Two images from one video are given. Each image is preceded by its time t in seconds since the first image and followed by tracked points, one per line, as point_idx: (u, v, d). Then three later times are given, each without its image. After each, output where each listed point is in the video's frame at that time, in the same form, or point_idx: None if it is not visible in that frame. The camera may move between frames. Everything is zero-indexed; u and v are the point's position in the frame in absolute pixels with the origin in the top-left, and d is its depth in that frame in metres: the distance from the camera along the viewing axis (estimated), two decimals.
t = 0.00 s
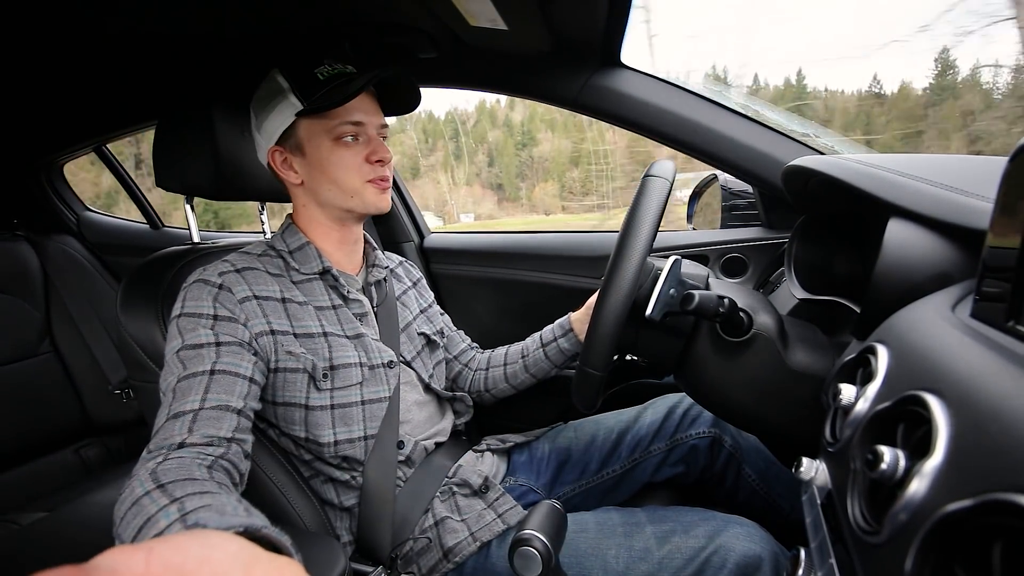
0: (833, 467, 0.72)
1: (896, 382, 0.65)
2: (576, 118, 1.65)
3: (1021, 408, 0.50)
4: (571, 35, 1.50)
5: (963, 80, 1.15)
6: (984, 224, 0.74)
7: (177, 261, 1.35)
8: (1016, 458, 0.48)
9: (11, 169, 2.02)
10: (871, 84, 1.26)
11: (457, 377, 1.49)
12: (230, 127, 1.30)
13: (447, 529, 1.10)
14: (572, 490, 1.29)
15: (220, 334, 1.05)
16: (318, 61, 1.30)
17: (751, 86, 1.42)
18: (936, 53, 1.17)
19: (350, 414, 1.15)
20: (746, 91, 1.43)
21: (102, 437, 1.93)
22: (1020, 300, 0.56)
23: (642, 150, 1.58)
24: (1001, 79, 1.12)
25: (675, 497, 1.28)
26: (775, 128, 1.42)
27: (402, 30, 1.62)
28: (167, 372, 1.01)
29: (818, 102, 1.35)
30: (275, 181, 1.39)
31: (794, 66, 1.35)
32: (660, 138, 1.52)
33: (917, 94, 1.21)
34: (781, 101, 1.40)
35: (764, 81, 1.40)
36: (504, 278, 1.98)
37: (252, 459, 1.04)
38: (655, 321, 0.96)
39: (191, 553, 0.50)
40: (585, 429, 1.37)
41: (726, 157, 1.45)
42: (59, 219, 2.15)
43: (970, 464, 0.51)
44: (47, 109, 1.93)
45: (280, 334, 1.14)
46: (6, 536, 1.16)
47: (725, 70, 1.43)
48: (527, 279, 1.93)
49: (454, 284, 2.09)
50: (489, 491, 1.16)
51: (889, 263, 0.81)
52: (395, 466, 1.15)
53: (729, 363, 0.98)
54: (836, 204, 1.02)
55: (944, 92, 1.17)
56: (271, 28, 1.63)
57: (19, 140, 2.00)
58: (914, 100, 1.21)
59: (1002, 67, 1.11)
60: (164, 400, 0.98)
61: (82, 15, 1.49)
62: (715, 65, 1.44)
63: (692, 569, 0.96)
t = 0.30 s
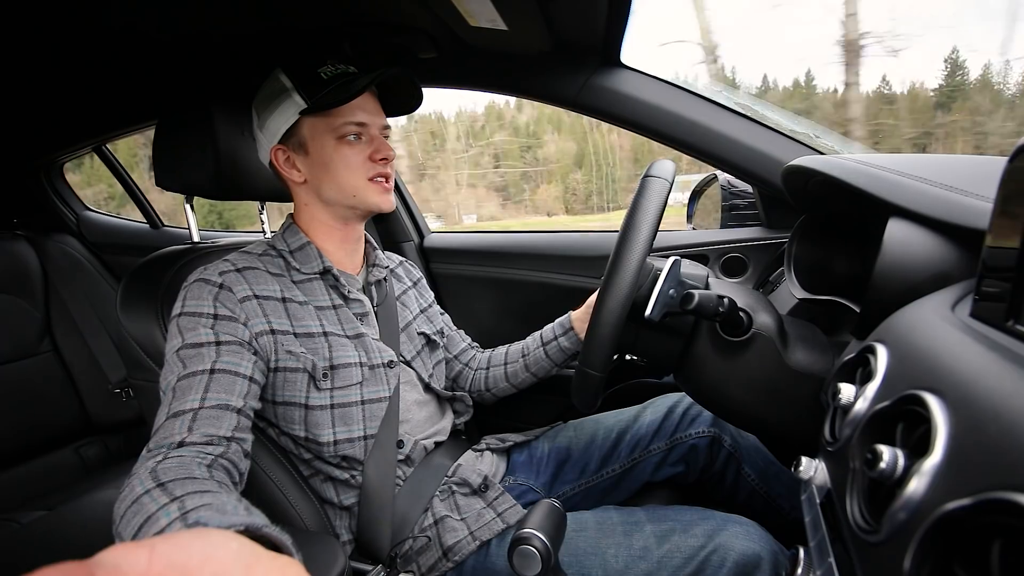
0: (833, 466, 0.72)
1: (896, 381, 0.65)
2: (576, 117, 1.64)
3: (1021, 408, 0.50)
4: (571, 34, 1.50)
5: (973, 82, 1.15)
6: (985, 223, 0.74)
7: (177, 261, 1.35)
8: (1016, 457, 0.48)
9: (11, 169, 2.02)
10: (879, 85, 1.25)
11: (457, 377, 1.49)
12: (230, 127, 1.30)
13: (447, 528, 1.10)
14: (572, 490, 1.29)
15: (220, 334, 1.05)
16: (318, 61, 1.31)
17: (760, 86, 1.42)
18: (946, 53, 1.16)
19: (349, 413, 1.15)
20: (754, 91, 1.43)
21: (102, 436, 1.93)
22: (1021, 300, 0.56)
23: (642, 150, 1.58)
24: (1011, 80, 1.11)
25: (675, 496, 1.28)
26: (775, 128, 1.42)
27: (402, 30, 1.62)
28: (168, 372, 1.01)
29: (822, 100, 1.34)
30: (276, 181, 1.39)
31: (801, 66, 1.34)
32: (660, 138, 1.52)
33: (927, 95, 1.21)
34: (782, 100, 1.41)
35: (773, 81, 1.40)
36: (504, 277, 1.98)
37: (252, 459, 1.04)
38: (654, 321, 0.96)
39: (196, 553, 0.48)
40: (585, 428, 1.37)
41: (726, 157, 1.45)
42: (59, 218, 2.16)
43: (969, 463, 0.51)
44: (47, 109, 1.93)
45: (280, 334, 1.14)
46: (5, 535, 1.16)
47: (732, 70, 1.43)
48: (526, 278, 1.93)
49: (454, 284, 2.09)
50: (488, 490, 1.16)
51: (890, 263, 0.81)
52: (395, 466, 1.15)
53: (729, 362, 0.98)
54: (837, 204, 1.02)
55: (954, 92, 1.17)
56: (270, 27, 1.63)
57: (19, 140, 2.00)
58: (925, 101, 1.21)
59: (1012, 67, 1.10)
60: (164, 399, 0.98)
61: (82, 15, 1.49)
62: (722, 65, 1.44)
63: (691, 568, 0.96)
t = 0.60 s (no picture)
0: (833, 467, 0.72)
1: (897, 382, 0.65)
2: (576, 117, 1.65)
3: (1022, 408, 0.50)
4: (571, 35, 1.50)
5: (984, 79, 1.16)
6: (985, 224, 0.74)
7: (177, 261, 1.35)
8: (1016, 458, 0.47)
9: (11, 169, 2.02)
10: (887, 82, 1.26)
11: (457, 377, 1.50)
12: (229, 128, 1.30)
13: (447, 529, 1.10)
14: (572, 490, 1.29)
15: (220, 334, 1.05)
16: (314, 60, 1.29)
17: (768, 86, 1.41)
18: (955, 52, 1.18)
19: (349, 414, 1.15)
20: (763, 91, 1.42)
21: (101, 437, 1.93)
22: (1021, 301, 0.56)
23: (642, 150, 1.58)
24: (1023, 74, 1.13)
25: (675, 497, 1.28)
26: (774, 127, 1.42)
27: (402, 31, 1.62)
28: (167, 372, 1.01)
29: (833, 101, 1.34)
30: (276, 182, 1.39)
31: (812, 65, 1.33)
32: (660, 138, 1.52)
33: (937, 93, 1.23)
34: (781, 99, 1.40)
35: (782, 81, 1.39)
36: (504, 277, 1.98)
37: (252, 459, 1.04)
38: (654, 321, 0.96)
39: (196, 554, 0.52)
40: (585, 429, 1.37)
41: (726, 158, 1.45)
42: (59, 219, 2.16)
43: (970, 464, 0.51)
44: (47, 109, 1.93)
45: (280, 334, 1.14)
46: (5, 535, 1.16)
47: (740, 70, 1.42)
48: (526, 279, 1.93)
49: (454, 284, 2.09)
50: (488, 490, 1.16)
51: (890, 264, 0.81)
52: (395, 467, 1.15)
53: (730, 363, 0.98)
54: (837, 204, 1.02)
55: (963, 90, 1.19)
56: (271, 28, 1.63)
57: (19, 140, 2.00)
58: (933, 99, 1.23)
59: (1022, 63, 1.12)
60: (164, 400, 0.98)
61: (82, 16, 1.49)
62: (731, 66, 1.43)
63: (691, 568, 0.96)
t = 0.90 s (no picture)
0: (833, 466, 0.72)
1: (897, 382, 0.65)
2: (576, 117, 1.65)
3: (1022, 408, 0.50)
4: (571, 35, 1.50)
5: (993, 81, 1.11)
6: (985, 224, 0.74)
7: (177, 261, 1.35)
8: (1017, 458, 0.47)
9: (11, 169, 2.02)
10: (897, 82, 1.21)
11: (457, 377, 1.50)
12: (229, 128, 1.30)
13: (447, 529, 1.10)
14: (572, 490, 1.29)
15: (221, 335, 1.05)
16: (318, 63, 1.30)
17: (777, 85, 1.39)
18: (964, 50, 1.12)
19: (350, 414, 1.15)
20: (771, 90, 1.40)
21: (101, 437, 1.93)
22: (1021, 301, 0.56)
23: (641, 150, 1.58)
24: None
25: (675, 496, 1.28)
26: (774, 127, 1.43)
27: (402, 30, 1.62)
28: (168, 372, 1.00)
29: (842, 101, 1.31)
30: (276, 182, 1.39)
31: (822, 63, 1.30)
32: (660, 138, 1.52)
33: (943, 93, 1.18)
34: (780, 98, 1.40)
35: (791, 81, 1.37)
36: (505, 277, 1.98)
37: (252, 459, 1.04)
38: (654, 321, 0.96)
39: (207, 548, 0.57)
40: (585, 429, 1.37)
41: (726, 158, 1.45)
42: (59, 219, 2.16)
43: (970, 463, 0.51)
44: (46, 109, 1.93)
45: (281, 334, 1.14)
46: (5, 535, 1.16)
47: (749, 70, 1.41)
48: (527, 279, 1.93)
49: (454, 284, 2.09)
50: (488, 490, 1.16)
51: (890, 263, 0.81)
52: (394, 467, 1.15)
53: (730, 362, 0.98)
54: (840, 203, 1.01)
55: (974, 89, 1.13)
56: (270, 28, 1.63)
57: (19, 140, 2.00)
58: (941, 100, 1.17)
59: None
60: (165, 400, 0.98)
61: (81, 16, 1.49)
62: (740, 65, 1.41)
63: (691, 568, 0.96)
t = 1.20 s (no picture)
0: (833, 467, 0.72)
1: (897, 381, 0.65)
2: (575, 117, 1.65)
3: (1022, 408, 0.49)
4: (571, 34, 1.50)
5: (1003, 79, 1.13)
6: (985, 224, 0.74)
7: (177, 261, 1.35)
8: (1016, 458, 0.47)
9: (11, 169, 2.02)
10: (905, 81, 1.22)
11: (457, 377, 1.50)
12: (230, 128, 1.30)
13: (447, 529, 1.10)
14: (572, 490, 1.29)
15: (222, 335, 1.05)
16: (313, 61, 1.29)
17: (785, 86, 1.39)
18: (973, 50, 1.14)
19: (350, 414, 1.15)
20: (780, 91, 1.40)
21: (101, 437, 1.93)
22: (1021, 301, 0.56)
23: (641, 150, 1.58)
24: None
25: (675, 496, 1.28)
26: (775, 128, 1.42)
27: (402, 30, 1.62)
28: (169, 372, 1.00)
29: (849, 102, 1.31)
30: (276, 182, 1.39)
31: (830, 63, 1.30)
32: (660, 138, 1.51)
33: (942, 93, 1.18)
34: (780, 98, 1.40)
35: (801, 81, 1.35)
36: (505, 277, 1.98)
37: (253, 460, 1.04)
38: (654, 322, 0.96)
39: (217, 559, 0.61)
40: (585, 429, 1.37)
41: (725, 158, 1.45)
42: (59, 219, 2.16)
43: (969, 463, 0.51)
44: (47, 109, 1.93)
45: (281, 334, 1.13)
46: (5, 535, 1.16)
47: (757, 71, 1.41)
48: (527, 279, 1.94)
49: (455, 284, 2.09)
50: (488, 490, 1.16)
51: (890, 264, 0.81)
52: (394, 467, 1.15)
53: (730, 363, 0.98)
54: (840, 203, 1.01)
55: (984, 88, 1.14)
56: (270, 28, 1.63)
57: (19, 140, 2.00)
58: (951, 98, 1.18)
59: None
60: (165, 400, 0.98)
61: (81, 16, 1.49)
62: (748, 66, 1.41)
63: (691, 568, 0.96)
